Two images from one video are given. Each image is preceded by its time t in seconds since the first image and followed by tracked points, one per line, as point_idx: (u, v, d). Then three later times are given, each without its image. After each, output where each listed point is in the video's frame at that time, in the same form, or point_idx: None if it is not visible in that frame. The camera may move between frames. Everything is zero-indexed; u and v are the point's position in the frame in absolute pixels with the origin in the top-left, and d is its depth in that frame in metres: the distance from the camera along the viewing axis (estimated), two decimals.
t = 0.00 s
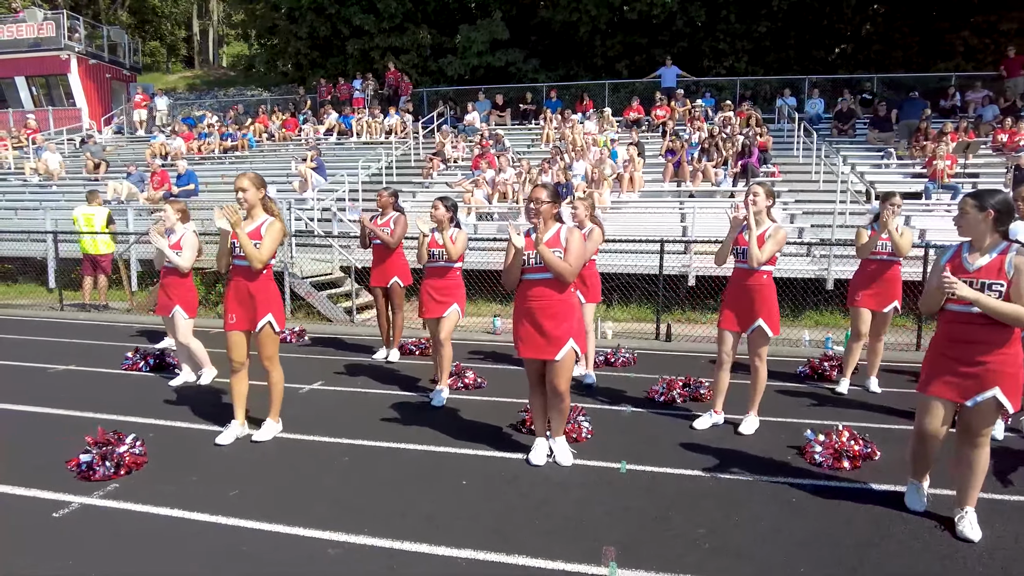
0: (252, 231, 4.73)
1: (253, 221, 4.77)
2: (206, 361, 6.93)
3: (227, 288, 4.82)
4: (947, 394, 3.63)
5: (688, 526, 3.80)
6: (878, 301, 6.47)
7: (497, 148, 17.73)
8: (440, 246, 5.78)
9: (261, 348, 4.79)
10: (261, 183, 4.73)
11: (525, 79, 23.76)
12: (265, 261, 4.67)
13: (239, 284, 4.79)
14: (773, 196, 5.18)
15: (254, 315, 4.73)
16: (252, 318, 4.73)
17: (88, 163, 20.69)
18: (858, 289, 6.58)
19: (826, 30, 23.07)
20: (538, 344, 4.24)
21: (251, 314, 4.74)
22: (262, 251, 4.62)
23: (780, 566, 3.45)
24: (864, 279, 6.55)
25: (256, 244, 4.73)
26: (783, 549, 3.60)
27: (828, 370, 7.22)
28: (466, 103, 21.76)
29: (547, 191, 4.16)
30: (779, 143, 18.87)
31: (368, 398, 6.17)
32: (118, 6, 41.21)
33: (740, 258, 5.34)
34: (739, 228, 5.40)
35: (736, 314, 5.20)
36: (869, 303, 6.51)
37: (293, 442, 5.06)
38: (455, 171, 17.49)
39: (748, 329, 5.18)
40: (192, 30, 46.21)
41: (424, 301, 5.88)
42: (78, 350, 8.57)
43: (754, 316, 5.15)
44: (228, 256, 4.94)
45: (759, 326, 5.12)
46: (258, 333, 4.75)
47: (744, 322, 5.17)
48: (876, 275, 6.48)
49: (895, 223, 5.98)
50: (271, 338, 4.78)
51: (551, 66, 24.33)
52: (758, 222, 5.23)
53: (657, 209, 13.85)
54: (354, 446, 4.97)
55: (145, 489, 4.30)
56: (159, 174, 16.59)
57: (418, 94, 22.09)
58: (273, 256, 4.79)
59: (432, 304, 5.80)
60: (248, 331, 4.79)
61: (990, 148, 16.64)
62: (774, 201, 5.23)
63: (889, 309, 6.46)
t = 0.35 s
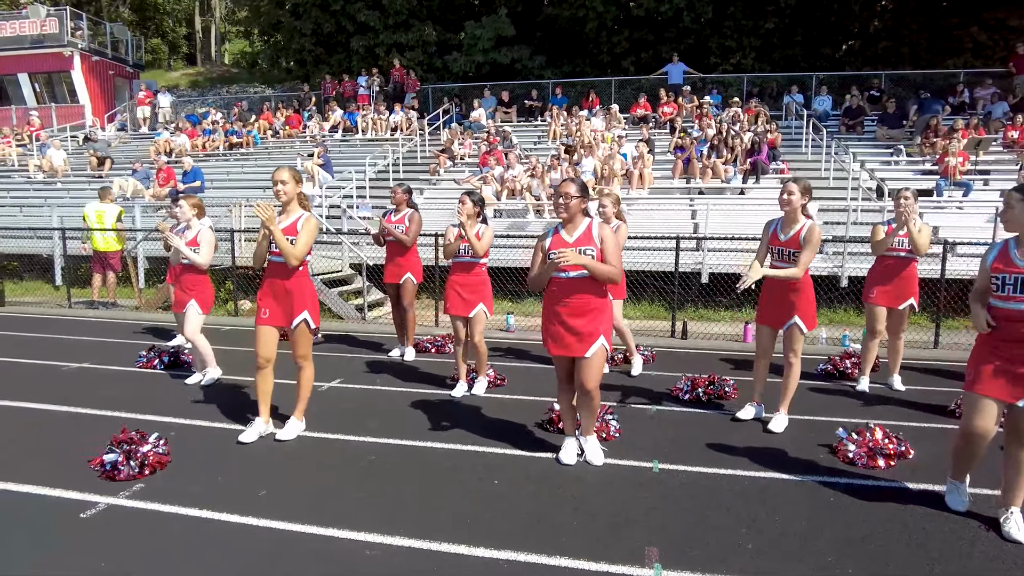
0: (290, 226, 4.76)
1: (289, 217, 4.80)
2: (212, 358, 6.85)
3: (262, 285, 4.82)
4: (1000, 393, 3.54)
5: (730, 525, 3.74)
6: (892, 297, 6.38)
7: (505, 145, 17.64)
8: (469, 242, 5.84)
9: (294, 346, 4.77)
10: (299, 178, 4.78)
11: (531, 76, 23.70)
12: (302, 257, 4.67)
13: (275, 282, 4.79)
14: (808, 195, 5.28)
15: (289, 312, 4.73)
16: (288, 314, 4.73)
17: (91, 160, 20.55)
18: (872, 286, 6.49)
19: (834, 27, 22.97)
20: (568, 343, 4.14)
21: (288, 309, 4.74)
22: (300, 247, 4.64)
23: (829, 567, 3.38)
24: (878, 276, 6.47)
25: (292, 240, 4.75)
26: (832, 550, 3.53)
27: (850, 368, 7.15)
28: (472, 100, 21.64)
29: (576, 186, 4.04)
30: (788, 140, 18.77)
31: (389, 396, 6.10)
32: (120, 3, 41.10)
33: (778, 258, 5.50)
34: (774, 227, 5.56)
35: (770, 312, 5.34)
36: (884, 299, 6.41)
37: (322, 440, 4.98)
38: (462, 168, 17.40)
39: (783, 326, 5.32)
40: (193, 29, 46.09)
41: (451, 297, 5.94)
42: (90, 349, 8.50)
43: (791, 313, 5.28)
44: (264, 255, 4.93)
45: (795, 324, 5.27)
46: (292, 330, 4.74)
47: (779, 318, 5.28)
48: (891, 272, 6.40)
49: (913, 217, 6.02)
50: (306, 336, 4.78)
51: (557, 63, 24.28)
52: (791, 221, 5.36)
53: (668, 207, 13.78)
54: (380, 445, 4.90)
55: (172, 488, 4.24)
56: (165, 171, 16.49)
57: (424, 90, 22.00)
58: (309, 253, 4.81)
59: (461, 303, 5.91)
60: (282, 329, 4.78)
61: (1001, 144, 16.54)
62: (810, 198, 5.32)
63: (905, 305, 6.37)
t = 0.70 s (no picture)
0: (318, 229, 4.75)
1: (319, 218, 4.78)
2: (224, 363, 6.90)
3: (291, 286, 4.84)
4: None
5: (763, 530, 3.73)
6: (899, 300, 6.37)
7: (512, 145, 17.63)
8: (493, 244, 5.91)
9: (320, 349, 4.78)
10: (329, 180, 4.76)
11: (536, 76, 23.70)
12: (331, 260, 4.67)
13: (304, 283, 4.81)
14: (829, 199, 5.25)
15: (316, 315, 4.76)
16: (315, 317, 4.75)
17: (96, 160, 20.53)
18: (879, 289, 6.49)
19: (839, 26, 22.95)
20: (598, 345, 4.10)
21: (316, 313, 4.76)
22: (329, 251, 4.63)
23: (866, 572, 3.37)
24: (886, 279, 6.44)
25: (321, 243, 4.74)
26: (867, 555, 3.51)
27: (867, 370, 7.14)
28: (477, 100, 21.61)
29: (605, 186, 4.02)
30: (794, 140, 18.75)
31: (409, 399, 6.09)
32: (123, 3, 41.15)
33: (797, 259, 5.50)
34: (796, 228, 5.56)
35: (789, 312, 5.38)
36: (891, 301, 6.40)
37: (347, 444, 4.96)
38: (469, 168, 17.39)
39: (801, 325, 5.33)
40: (196, 29, 46.10)
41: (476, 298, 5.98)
42: (104, 350, 8.49)
43: (808, 314, 5.28)
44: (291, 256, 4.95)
45: (813, 324, 5.26)
46: (319, 333, 4.75)
47: (796, 318, 5.26)
48: (897, 275, 6.37)
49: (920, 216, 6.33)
50: (331, 339, 4.77)
51: (562, 62, 24.31)
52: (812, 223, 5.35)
53: (677, 207, 13.76)
54: (405, 448, 4.88)
55: (199, 493, 4.22)
56: (171, 172, 16.47)
57: (429, 90, 22.00)
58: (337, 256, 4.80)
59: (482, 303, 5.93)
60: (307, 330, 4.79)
61: (1009, 144, 16.52)
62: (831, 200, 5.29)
63: (913, 307, 6.33)
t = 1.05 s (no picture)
0: (339, 227, 4.74)
1: (338, 217, 4.77)
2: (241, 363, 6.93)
3: (313, 285, 4.86)
4: None
5: (793, 527, 3.72)
6: (908, 299, 6.37)
7: (518, 145, 17.64)
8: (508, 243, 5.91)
9: (341, 347, 4.77)
10: (349, 179, 4.74)
11: (541, 76, 23.71)
12: (354, 260, 4.67)
13: (325, 283, 4.82)
14: (841, 197, 5.27)
15: (338, 314, 4.75)
16: (335, 316, 4.75)
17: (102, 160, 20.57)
18: (888, 289, 6.50)
19: (844, 26, 22.95)
20: (630, 342, 4.09)
21: (337, 312, 4.76)
22: (353, 250, 4.64)
23: (898, 568, 3.37)
24: (894, 279, 6.46)
25: (343, 241, 4.74)
26: (898, 552, 3.51)
27: (882, 369, 7.14)
28: (482, 100, 21.60)
29: (642, 181, 4.00)
30: (800, 140, 18.73)
31: (426, 399, 6.07)
32: (126, 3, 41.20)
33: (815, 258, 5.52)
34: (812, 229, 5.57)
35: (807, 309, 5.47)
36: (901, 301, 6.40)
37: (368, 442, 4.97)
38: (476, 169, 17.39)
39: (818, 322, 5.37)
40: (199, 30, 46.10)
41: (493, 298, 6.00)
42: (117, 350, 8.50)
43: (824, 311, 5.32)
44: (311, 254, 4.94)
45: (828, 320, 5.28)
46: (339, 332, 4.74)
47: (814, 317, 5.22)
48: (906, 273, 6.38)
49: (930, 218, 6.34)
50: (352, 337, 4.77)
51: (567, 63, 24.34)
52: (825, 222, 5.37)
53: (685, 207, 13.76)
54: (427, 447, 4.87)
55: (225, 492, 4.23)
56: (178, 172, 16.47)
57: (433, 91, 21.98)
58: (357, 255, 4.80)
59: (500, 303, 5.95)
60: (329, 329, 4.80)
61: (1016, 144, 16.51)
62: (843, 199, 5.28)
63: (924, 306, 6.34)
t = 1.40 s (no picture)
0: (340, 228, 4.83)
1: (340, 219, 4.86)
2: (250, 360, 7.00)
3: (317, 286, 4.91)
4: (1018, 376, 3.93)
5: (798, 520, 3.83)
6: (909, 297, 6.46)
7: (520, 145, 17.72)
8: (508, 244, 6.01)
9: (348, 346, 4.84)
10: (349, 181, 4.82)
11: (542, 75, 23.79)
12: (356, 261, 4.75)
13: (330, 283, 4.86)
14: (843, 197, 5.36)
15: (343, 313, 4.81)
16: (340, 316, 4.81)
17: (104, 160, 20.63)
18: (889, 288, 6.58)
19: (845, 25, 23.03)
20: (641, 339, 4.18)
21: (341, 311, 4.82)
22: (353, 253, 4.72)
23: (899, 558, 3.47)
24: (892, 279, 6.57)
25: (345, 242, 4.82)
26: (899, 542, 3.61)
27: (883, 366, 7.25)
28: (484, 100, 21.68)
29: (655, 183, 4.07)
30: (801, 139, 18.81)
31: (435, 396, 6.18)
32: (126, 3, 41.24)
33: (817, 256, 5.59)
34: (813, 227, 5.65)
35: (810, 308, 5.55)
36: (902, 300, 6.49)
37: (380, 439, 5.07)
38: (478, 168, 17.49)
39: (821, 321, 5.48)
40: (199, 30, 46.11)
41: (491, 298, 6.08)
42: (127, 349, 8.61)
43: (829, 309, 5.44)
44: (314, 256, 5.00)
45: (831, 319, 5.44)
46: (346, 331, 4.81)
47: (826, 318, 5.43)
48: (906, 273, 6.47)
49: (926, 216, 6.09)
50: (358, 336, 4.83)
51: (568, 62, 24.41)
52: (828, 221, 5.46)
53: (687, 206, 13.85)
54: (438, 444, 4.97)
55: (242, 487, 4.33)
56: (182, 173, 16.55)
57: (435, 90, 22.04)
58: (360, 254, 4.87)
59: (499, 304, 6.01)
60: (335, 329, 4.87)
61: (1016, 143, 16.59)
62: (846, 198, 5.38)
63: (924, 305, 6.44)
